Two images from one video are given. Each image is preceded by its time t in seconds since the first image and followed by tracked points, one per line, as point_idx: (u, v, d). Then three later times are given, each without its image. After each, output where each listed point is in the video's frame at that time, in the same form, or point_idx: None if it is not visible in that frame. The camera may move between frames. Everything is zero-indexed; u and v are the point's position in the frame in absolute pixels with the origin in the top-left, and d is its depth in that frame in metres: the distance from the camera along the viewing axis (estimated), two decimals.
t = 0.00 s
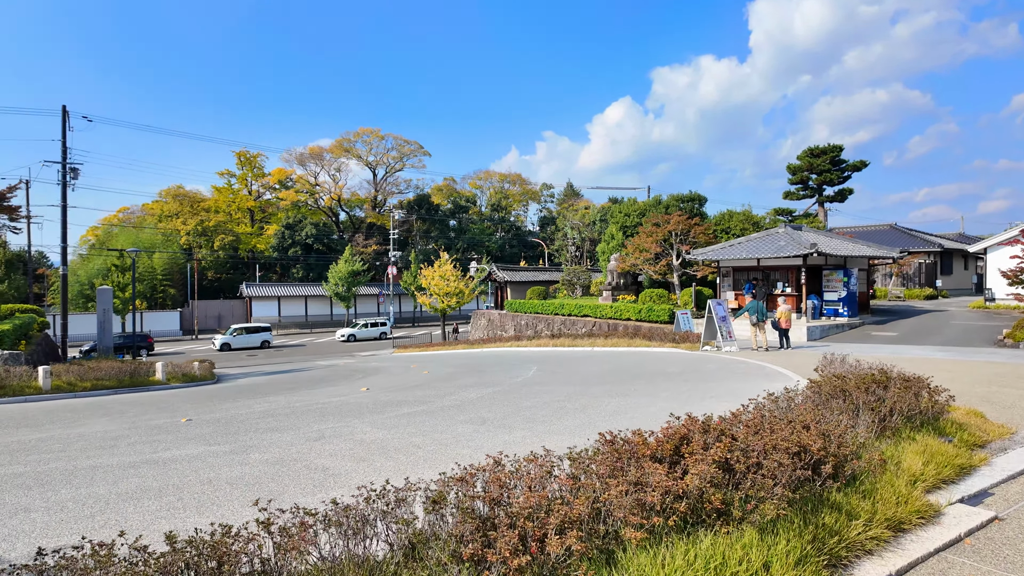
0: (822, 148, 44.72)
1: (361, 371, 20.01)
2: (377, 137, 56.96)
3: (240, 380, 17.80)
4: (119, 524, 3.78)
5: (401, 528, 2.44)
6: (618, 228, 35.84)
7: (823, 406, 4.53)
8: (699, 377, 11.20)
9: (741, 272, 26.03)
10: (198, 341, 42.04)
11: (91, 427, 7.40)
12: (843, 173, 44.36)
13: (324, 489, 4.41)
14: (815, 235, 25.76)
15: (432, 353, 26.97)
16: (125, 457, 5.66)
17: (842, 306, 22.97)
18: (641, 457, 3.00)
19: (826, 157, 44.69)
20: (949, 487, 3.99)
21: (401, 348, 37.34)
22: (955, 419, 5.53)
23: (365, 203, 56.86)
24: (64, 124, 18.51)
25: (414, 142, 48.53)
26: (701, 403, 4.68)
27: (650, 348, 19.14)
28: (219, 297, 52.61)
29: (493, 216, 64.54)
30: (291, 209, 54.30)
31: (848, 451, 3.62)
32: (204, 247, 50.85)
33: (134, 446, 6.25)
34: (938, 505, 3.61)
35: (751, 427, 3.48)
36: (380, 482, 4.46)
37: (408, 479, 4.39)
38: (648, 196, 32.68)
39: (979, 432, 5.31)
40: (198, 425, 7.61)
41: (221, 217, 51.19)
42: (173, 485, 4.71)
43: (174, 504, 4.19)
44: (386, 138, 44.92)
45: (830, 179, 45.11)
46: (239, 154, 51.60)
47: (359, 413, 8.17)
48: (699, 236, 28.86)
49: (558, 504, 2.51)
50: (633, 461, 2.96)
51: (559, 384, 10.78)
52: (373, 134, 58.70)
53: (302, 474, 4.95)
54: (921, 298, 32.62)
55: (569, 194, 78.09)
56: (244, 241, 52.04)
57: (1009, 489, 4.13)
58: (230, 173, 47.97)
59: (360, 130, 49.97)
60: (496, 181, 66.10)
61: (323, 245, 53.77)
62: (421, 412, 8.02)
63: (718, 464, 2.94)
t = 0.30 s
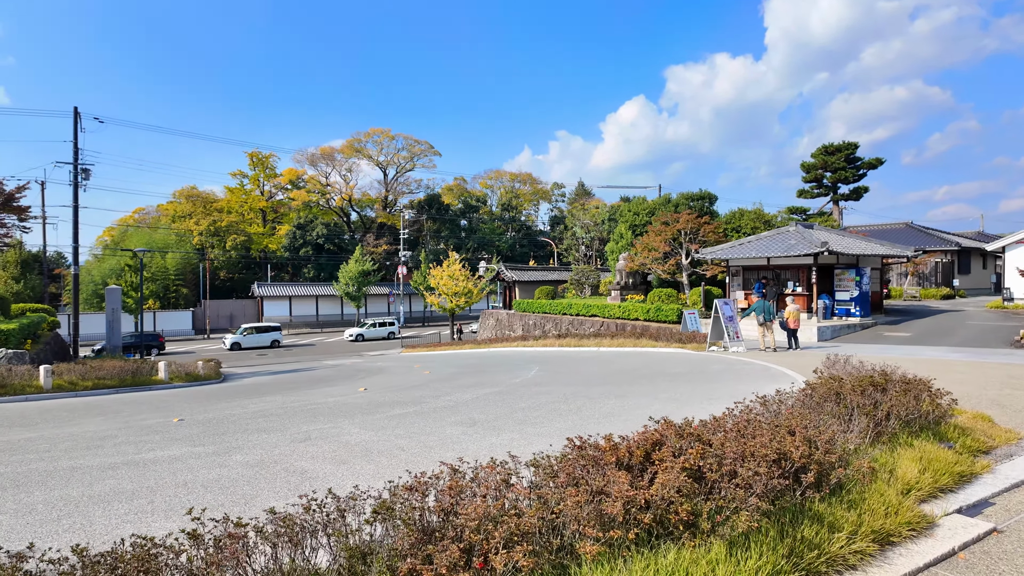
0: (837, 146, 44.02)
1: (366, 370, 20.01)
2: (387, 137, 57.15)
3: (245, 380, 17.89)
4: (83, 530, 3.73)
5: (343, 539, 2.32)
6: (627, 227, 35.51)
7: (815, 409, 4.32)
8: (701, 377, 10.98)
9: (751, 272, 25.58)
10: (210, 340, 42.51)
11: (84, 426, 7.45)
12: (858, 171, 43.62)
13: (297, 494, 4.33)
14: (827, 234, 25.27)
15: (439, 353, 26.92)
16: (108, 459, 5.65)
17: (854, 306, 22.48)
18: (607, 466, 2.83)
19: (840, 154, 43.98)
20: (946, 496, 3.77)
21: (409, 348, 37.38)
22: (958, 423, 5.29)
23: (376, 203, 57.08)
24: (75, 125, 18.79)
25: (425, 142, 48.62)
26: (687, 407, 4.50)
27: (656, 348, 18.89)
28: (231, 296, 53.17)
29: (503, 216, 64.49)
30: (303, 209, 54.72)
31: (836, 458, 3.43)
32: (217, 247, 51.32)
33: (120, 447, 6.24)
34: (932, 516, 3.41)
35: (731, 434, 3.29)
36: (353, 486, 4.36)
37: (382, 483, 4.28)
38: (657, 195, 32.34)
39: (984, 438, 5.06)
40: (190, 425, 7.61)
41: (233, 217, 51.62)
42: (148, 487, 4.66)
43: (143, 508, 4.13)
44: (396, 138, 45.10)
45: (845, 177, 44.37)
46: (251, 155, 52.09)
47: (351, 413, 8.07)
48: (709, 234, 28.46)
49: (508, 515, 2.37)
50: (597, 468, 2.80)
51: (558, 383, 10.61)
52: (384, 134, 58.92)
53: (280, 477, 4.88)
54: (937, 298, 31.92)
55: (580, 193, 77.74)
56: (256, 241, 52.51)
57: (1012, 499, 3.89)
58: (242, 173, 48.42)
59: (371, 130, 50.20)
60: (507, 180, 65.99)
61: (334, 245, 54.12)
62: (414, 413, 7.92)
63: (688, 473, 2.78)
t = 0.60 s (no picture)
0: (844, 144, 43.54)
1: (365, 371, 19.93)
2: (392, 137, 57.21)
3: (242, 381, 17.85)
4: (36, 543, 3.64)
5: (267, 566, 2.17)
6: (630, 227, 35.22)
7: (797, 420, 4.14)
8: (697, 380, 10.76)
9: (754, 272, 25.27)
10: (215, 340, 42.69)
11: (66, 431, 7.43)
12: (866, 170, 43.14)
13: (261, 504, 4.22)
14: (831, 234, 24.92)
15: (439, 354, 26.78)
16: (80, 465, 5.57)
17: (858, 307, 22.13)
18: (561, 484, 2.67)
19: (847, 153, 43.52)
20: (933, 513, 3.58)
21: (412, 349, 37.30)
22: (951, 433, 5.09)
23: (381, 203, 57.12)
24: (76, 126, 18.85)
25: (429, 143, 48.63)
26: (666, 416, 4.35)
27: (656, 349, 18.66)
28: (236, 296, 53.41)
29: (508, 216, 64.45)
30: (307, 209, 54.86)
31: (813, 475, 3.25)
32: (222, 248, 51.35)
33: (96, 453, 6.17)
34: (913, 535, 3.21)
35: (698, 448, 3.12)
36: (319, 498, 4.23)
37: (346, 495, 4.16)
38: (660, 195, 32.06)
39: (977, 448, 4.86)
40: (172, 429, 7.55)
41: (238, 218, 51.48)
42: (113, 496, 4.57)
43: (102, 520, 4.04)
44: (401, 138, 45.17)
45: (852, 176, 43.89)
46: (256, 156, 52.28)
47: (336, 417, 7.95)
48: (713, 234, 28.17)
49: (443, 542, 2.21)
50: (550, 488, 2.63)
51: (551, 386, 10.44)
52: (388, 134, 58.96)
53: (248, 486, 4.77)
54: (945, 298, 31.45)
55: (585, 193, 77.44)
56: (261, 241, 52.67)
57: (1002, 515, 3.70)
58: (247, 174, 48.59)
59: (376, 130, 50.21)
60: (511, 180, 65.89)
61: (338, 245, 54.24)
62: (399, 417, 7.78)
63: (648, 491, 2.61)
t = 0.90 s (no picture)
0: (850, 143, 43.10)
1: (362, 370, 19.81)
2: (396, 136, 57.24)
3: (238, 380, 17.76)
4: None
5: None
6: (632, 225, 34.95)
7: (781, 422, 3.93)
8: (693, 380, 10.53)
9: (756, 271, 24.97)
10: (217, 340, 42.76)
11: (47, 431, 7.34)
12: (872, 168, 42.68)
13: (224, 507, 4.09)
14: (835, 232, 24.61)
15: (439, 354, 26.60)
16: (52, 466, 5.46)
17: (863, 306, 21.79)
18: (513, 493, 2.49)
19: (854, 151, 43.06)
20: (922, 522, 3.37)
21: (413, 348, 37.20)
22: (947, 436, 4.88)
23: (384, 203, 57.13)
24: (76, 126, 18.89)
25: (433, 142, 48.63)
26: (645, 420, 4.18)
27: (656, 349, 18.43)
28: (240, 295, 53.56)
29: (512, 215, 64.36)
30: (311, 208, 54.96)
31: (792, 483, 3.05)
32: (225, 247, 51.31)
33: (72, 453, 6.07)
34: (899, 546, 3.00)
35: (669, 454, 2.93)
36: (285, 502, 4.10)
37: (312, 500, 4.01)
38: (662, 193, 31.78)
39: (974, 452, 4.65)
40: (154, 429, 7.46)
41: (242, 217, 51.42)
42: (77, 499, 4.46)
43: (59, 524, 3.92)
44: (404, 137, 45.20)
45: (858, 174, 43.43)
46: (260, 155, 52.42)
47: (320, 418, 7.80)
48: (715, 233, 27.88)
49: (372, 557, 2.03)
50: (500, 498, 2.46)
51: (543, 387, 10.25)
52: (392, 134, 58.99)
53: (215, 489, 4.64)
54: (952, 297, 31.00)
55: (590, 192, 77.13)
56: (265, 240, 52.75)
57: (997, 524, 3.49)
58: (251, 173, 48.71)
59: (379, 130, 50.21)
60: (516, 179, 65.79)
61: (342, 244, 54.27)
62: (384, 417, 7.62)
63: (606, 500, 2.43)
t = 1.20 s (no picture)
0: (852, 142, 42.80)
1: (357, 372, 19.69)
2: (397, 136, 57.24)
3: (231, 382, 17.63)
4: None
5: None
6: (632, 225, 34.73)
7: (761, 434, 3.75)
8: (687, 384, 10.33)
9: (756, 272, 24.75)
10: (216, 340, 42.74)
11: (24, 436, 7.24)
12: (875, 167, 42.38)
13: (183, 522, 3.94)
14: (836, 232, 24.37)
15: (436, 355, 26.46)
16: (18, 475, 5.33)
17: (862, 307, 21.54)
18: (457, 516, 2.32)
19: (857, 150, 42.76)
20: (905, 541, 3.20)
21: (412, 349, 37.08)
22: (936, 447, 4.71)
23: (385, 202, 57.06)
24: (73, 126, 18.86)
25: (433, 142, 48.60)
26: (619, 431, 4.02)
27: (652, 351, 18.23)
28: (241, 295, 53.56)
29: (513, 215, 64.23)
30: (312, 208, 55.03)
31: (764, 503, 2.88)
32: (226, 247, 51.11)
33: (41, 460, 5.94)
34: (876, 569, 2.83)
35: (632, 473, 2.75)
36: (246, 516, 3.96)
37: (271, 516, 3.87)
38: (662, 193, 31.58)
39: (965, 463, 4.47)
40: (131, 434, 7.34)
41: (242, 217, 51.32)
42: (33, 511, 4.32)
43: (7, 540, 3.76)
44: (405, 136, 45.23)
45: (861, 173, 43.12)
46: (260, 155, 52.43)
47: (301, 423, 7.65)
48: (715, 233, 27.67)
49: None
50: (441, 524, 2.29)
51: (533, 390, 10.10)
52: (393, 133, 58.92)
53: (177, 501, 4.48)
54: (955, 298, 30.70)
55: (591, 192, 76.93)
56: (266, 241, 52.71)
57: (983, 545, 3.30)
58: (252, 173, 48.72)
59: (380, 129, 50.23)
60: (517, 179, 65.71)
61: (343, 244, 54.23)
62: (365, 423, 7.46)
63: (555, 525, 2.26)
